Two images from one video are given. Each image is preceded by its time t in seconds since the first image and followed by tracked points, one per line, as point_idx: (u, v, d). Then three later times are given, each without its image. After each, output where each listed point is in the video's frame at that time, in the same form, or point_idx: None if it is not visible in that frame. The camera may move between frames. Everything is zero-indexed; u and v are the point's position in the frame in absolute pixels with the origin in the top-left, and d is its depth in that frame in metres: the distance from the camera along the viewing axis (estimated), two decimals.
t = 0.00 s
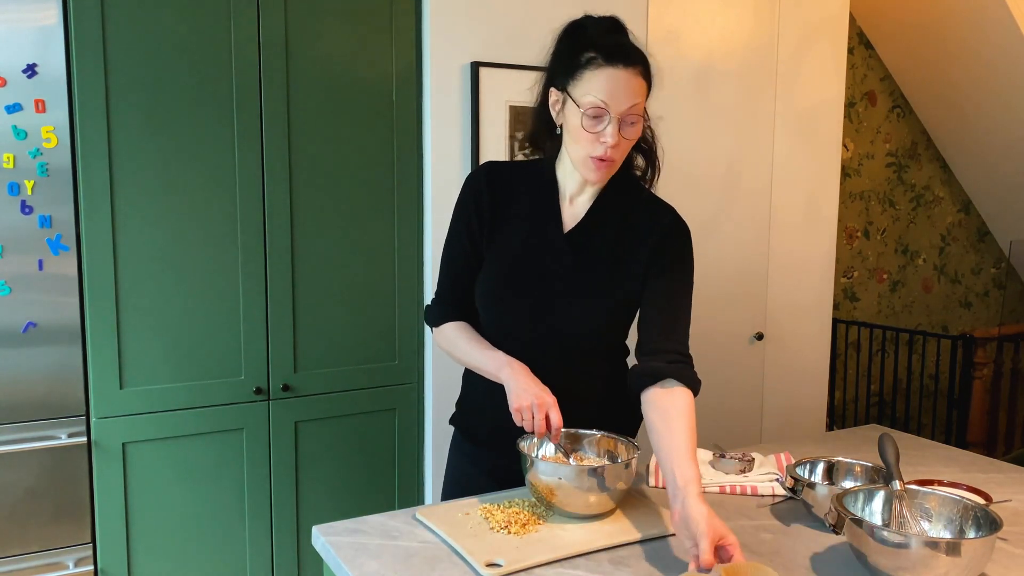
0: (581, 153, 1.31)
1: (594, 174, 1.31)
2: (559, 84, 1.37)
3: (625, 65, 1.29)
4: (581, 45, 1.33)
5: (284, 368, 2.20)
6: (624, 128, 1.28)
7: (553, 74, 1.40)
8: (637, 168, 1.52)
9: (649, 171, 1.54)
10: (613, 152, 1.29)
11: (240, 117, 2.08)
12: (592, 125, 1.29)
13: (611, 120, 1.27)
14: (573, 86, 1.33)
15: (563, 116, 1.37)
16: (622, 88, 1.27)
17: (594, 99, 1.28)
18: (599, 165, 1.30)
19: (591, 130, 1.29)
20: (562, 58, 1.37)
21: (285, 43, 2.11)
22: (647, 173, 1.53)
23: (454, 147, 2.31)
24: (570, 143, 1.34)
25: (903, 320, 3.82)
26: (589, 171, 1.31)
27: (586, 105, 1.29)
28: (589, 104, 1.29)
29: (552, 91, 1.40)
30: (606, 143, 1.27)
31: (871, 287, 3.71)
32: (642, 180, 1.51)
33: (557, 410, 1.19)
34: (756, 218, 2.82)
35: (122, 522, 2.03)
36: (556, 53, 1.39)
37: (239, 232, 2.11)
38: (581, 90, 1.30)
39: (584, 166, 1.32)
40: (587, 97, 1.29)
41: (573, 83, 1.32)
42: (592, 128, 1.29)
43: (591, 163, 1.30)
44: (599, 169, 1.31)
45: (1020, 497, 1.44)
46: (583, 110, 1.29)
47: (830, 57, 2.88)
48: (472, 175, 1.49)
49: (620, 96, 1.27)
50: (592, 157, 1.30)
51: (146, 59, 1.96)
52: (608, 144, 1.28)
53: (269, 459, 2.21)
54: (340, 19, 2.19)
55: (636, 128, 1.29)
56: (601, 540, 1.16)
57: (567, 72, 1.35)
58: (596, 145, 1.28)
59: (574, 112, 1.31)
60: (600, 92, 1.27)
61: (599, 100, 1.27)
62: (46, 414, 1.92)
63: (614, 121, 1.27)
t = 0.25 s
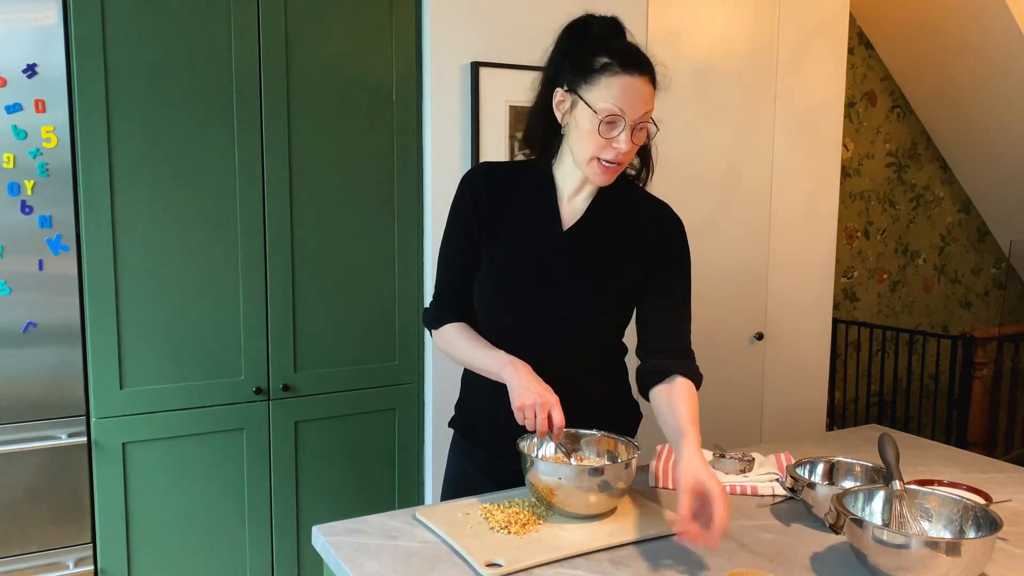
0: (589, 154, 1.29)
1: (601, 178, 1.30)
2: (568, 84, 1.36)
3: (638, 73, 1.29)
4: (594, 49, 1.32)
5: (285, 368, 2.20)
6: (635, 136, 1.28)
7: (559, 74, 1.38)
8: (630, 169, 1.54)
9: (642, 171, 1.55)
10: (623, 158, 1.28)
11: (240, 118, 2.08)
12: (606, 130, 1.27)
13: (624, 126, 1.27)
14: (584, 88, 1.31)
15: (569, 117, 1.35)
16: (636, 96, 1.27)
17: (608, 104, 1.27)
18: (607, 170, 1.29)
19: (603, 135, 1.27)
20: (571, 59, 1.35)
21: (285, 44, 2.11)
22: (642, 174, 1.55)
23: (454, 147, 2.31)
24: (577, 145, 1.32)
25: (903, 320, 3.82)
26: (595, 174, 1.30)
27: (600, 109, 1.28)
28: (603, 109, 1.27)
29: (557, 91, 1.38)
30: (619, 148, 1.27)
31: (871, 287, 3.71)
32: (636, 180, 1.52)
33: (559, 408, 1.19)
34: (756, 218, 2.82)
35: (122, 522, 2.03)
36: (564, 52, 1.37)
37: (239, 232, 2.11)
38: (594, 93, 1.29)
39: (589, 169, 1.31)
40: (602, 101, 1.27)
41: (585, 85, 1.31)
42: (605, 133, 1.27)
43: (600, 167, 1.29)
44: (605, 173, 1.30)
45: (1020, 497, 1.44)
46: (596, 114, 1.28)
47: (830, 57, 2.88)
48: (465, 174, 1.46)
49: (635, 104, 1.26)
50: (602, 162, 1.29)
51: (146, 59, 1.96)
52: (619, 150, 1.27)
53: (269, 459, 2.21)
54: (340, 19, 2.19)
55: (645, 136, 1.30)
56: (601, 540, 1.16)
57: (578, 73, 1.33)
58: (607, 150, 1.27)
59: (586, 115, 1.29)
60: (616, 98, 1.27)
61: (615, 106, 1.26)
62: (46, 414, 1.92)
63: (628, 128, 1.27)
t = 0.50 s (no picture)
0: (589, 159, 1.30)
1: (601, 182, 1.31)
2: (567, 87, 1.35)
3: (638, 80, 1.29)
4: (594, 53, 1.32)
5: (284, 368, 2.20)
6: (634, 143, 1.29)
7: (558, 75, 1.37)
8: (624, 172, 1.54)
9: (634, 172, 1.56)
10: (623, 164, 1.29)
11: (240, 117, 2.08)
12: (606, 137, 1.28)
13: (625, 133, 1.27)
14: (584, 93, 1.30)
15: (568, 120, 1.35)
16: (636, 104, 1.27)
17: (609, 112, 1.27)
18: (607, 174, 1.31)
19: (604, 141, 1.28)
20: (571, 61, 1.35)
21: (285, 44, 2.11)
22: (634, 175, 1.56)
23: (454, 147, 2.31)
24: (577, 148, 1.32)
25: (903, 320, 3.82)
26: (596, 178, 1.31)
27: (600, 116, 1.28)
28: (604, 116, 1.27)
29: (555, 92, 1.37)
30: (619, 155, 1.27)
31: (871, 287, 3.71)
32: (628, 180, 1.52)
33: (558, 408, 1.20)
34: (756, 218, 2.82)
35: (122, 522, 2.03)
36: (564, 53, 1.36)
37: (239, 231, 2.11)
38: (594, 100, 1.29)
39: (589, 172, 1.32)
40: (603, 108, 1.27)
41: (584, 90, 1.30)
42: (606, 140, 1.28)
43: (599, 172, 1.30)
44: (605, 177, 1.31)
45: (1020, 497, 1.44)
46: (597, 120, 1.28)
47: (830, 57, 2.88)
48: (458, 179, 1.44)
49: (634, 112, 1.27)
50: (602, 167, 1.30)
51: (146, 59, 1.96)
52: (620, 156, 1.28)
53: (269, 459, 2.21)
54: (340, 19, 2.19)
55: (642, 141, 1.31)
56: (601, 540, 1.16)
57: (578, 77, 1.32)
58: (608, 156, 1.28)
59: (586, 120, 1.29)
60: (616, 106, 1.27)
61: (616, 114, 1.27)
62: (46, 414, 1.92)
63: (628, 135, 1.27)
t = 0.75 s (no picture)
0: (572, 165, 1.32)
1: (584, 187, 1.34)
2: (557, 91, 1.35)
3: (624, 90, 1.28)
4: (583, 60, 1.30)
5: (284, 368, 2.20)
6: (616, 151, 1.30)
7: (550, 76, 1.37)
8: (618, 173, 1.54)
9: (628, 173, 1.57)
10: (605, 171, 1.32)
11: (240, 117, 2.08)
12: (587, 145, 1.30)
13: (606, 143, 1.29)
14: (569, 100, 1.31)
15: (557, 123, 1.37)
16: (620, 115, 1.27)
17: (591, 122, 1.28)
18: (589, 180, 1.33)
19: (585, 150, 1.30)
20: (562, 65, 1.34)
21: (285, 44, 2.11)
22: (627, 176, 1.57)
23: (454, 148, 2.31)
24: (562, 152, 1.35)
25: (903, 320, 3.82)
26: (579, 183, 1.34)
27: (583, 125, 1.29)
28: (586, 126, 1.29)
29: (547, 95, 1.38)
30: (599, 164, 1.30)
31: (871, 287, 3.71)
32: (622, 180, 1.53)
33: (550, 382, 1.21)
34: (756, 218, 2.82)
35: (122, 522, 2.03)
36: (559, 56, 1.35)
37: (239, 231, 2.11)
38: (578, 108, 1.30)
39: (573, 177, 1.35)
40: (585, 118, 1.28)
41: (570, 97, 1.31)
42: (587, 149, 1.30)
43: (581, 178, 1.33)
44: (588, 183, 1.34)
45: (1020, 498, 1.44)
46: (579, 129, 1.29)
47: (830, 57, 2.88)
48: (455, 177, 1.43)
49: (617, 122, 1.27)
50: (584, 173, 1.33)
51: (146, 59, 1.96)
52: (600, 164, 1.30)
53: (269, 459, 2.21)
54: (340, 19, 2.19)
55: (627, 148, 1.32)
56: (601, 540, 1.15)
57: (566, 83, 1.32)
58: (589, 164, 1.31)
59: (570, 128, 1.31)
60: (598, 117, 1.27)
61: (598, 125, 1.27)
62: (46, 414, 1.92)
63: (609, 144, 1.29)
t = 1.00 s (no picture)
0: (568, 162, 1.32)
1: (580, 185, 1.34)
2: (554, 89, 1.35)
3: (620, 86, 1.28)
4: (579, 57, 1.31)
5: (284, 368, 2.20)
6: (612, 147, 1.30)
7: (548, 76, 1.38)
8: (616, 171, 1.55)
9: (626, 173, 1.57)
10: (601, 168, 1.31)
11: (240, 117, 2.08)
12: (583, 142, 1.30)
13: (602, 139, 1.29)
14: (565, 97, 1.31)
15: (554, 121, 1.37)
16: (615, 110, 1.27)
17: (586, 118, 1.28)
18: (585, 177, 1.33)
19: (581, 146, 1.30)
20: (559, 63, 1.35)
21: (285, 43, 2.11)
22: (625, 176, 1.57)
23: (454, 148, 2.31)
24: (559, 150, 1.35)
25: (903, 320, 3.82)
26: (575, 181, 1.34)
27: (578, 121, 1.29)
28: (581, 122, 1.29)
29: (544, 94, 1.38)
30: (595, 160, 1.29)
31: (871, 287, 3.71)
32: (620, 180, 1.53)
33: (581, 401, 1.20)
34: (756, 218, 2.82)
35: (122, 522, 2.03)
36: (556, 55, 1.36)
37: (239, 231, 2.11)
38: (574, 105, 1.30)
39: (570, 174, 1.34)
40: (581, 114, 1.28)
41: (566, 94, 1.31)
42: (583, 145, 1.30)
43: (577, 176, 1.33)
44: (584, 180, 1.34)
45: (1020, 498, 1.44)
46: (575, 126, 1.29)
47: (830, 57, 2.88)
48: (456, 176, 1.43)
49: (612, 118, 1.27)
50: (580, 170, 1.32)
51: (146, 60, 1.96)
52: (596, 161, 1.30)
53: (269, 459, 2.21)
54: (340, 19, 2.19)
55: (624, 145, 1.32)
56: (601, 540, 1.15)
57: (562, 81, 1.33)
58: (585, 160, 1.30)
59: (566, 125, 1.31)
60: (593, 113, 1.27)
61: (593, 120, 1.27)
62: (47, 414, 1.92)
63: (605, 141, 1.29)
